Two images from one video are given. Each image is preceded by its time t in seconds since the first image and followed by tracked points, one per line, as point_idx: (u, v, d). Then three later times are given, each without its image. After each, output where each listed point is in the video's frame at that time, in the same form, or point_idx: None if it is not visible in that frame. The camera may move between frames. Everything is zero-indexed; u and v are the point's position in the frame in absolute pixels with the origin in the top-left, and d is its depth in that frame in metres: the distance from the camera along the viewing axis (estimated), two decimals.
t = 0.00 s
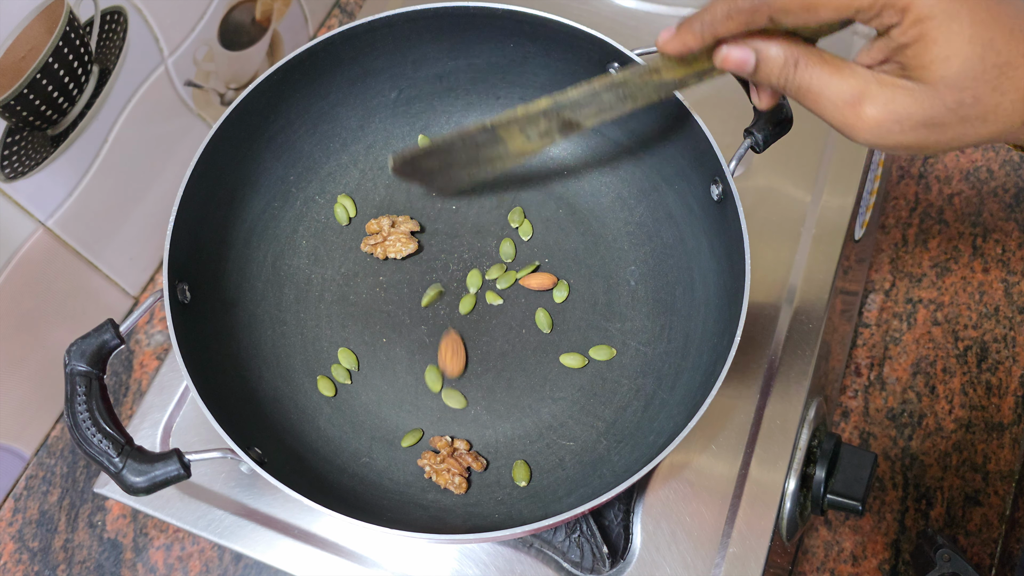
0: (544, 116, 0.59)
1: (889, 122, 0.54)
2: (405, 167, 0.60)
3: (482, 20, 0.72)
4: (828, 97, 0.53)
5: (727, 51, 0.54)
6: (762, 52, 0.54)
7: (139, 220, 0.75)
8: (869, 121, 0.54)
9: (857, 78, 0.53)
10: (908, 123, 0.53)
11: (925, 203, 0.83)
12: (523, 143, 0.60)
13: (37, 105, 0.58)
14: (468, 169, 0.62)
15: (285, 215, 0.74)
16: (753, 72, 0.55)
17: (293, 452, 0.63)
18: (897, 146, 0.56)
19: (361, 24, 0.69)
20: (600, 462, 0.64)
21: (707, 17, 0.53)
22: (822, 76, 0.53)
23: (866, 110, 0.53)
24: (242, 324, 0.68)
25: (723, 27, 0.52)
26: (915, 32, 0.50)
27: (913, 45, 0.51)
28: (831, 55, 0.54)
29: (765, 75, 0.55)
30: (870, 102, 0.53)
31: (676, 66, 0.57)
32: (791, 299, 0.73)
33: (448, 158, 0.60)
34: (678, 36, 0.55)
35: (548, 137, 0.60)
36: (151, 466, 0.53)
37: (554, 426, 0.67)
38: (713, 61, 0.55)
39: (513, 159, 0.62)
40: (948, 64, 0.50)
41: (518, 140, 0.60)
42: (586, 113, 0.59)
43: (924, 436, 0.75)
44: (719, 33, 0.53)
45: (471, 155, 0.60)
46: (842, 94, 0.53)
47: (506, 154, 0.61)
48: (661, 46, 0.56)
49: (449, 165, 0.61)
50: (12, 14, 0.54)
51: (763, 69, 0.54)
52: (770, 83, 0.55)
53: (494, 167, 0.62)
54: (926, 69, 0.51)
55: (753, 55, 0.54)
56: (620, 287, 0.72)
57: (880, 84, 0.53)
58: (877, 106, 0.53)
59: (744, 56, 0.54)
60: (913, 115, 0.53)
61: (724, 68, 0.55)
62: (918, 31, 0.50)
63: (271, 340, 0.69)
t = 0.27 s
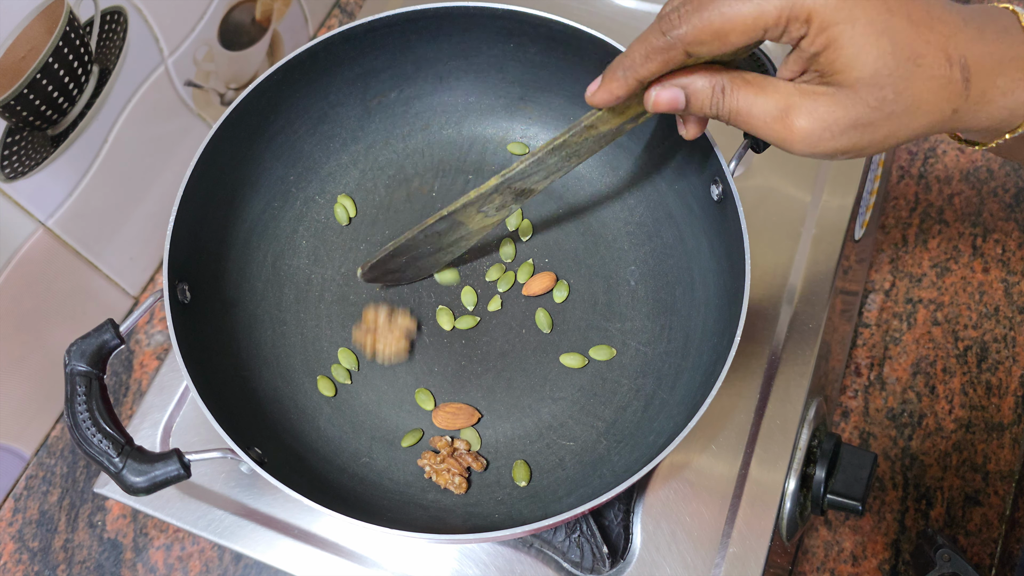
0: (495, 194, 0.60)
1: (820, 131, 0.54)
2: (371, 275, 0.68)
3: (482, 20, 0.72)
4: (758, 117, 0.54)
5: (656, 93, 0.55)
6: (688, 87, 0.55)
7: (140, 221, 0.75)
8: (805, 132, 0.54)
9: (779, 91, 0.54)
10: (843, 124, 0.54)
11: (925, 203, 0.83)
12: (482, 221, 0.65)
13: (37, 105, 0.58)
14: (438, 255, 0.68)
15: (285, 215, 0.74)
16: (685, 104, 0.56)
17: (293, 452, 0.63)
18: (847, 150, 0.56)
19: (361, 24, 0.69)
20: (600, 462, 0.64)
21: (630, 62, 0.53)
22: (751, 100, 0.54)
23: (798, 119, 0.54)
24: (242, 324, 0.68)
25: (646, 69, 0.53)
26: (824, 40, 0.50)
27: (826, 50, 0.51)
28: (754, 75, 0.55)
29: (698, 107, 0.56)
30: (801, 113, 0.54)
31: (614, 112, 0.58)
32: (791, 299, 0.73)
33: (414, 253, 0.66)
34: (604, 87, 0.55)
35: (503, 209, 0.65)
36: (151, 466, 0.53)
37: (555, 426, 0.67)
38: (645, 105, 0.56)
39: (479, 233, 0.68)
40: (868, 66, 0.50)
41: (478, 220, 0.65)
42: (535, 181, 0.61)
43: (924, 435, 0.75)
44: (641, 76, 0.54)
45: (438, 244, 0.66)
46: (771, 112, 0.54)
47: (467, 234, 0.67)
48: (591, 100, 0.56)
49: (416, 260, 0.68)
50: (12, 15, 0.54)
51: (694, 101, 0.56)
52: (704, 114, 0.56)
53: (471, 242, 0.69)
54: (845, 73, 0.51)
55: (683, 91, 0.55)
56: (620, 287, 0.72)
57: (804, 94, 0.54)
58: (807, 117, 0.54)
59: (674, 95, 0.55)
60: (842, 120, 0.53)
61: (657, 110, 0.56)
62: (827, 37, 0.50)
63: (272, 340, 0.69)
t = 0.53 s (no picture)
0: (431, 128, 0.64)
1: (720, 130, 0.58)
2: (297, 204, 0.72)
3: (482, 20, 0.72)
4: (662, 110, 0.59)
5: (571, 88, 0.61)
6: (603, 82, 0.61)
7: (139, 221, 0.75)
8: (703, 131, 0.58)
9: (683, 89, 0.59)
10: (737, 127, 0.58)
11: (925, 203, 0.83)
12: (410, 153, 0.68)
13: (37, 105, 0.58)
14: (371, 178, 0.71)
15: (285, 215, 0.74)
16: (599, 96, 0.62)
17: (293, 453, 0.63)
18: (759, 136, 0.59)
19: (362, 24, 0.69)
20: (600, 462, 0.64)
21: (534, 57, 0.55)
22: (658, 93, 0.59)
23: (697, 121, 0.58)
24: (242, 324, 0.68)
25: (549, 69, 0.56)
26: (716, 54, 0.53)
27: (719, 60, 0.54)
28: (664, 70, 0.60)
29: (610, 99, 0.62)
30: (699, 113, 0.58)
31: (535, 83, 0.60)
32: (792, 299, 0.73)
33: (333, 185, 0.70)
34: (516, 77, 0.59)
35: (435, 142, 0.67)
36: (151, 466, 0.53)
37: (555, 426, 0.67)
38: (561, 97, 0.62)
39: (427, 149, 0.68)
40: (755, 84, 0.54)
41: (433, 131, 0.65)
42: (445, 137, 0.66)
43: (924, 436, 0.75)
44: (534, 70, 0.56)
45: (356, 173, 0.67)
46: (672, 107, 0.59)
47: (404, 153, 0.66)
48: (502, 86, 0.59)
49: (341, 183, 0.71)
50: (13, 14, 0.54)
51: (608, 95, 0.62)
52: (619, 105, 0.62)
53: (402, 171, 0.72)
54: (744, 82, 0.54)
55: (598, 87, 0.61)
56: (620, 287, 0.72)
57: (705, 95, 0.58)
58: (707, 118, 0.58)
59: (586, 89, 0.61)
60: (738, 123, 0.57)
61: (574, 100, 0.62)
62: (718, 53, 0.53)
63: (272, 340, 0.69)
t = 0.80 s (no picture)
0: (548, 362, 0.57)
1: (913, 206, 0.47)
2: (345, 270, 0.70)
3: (482, 20, 0.72)
4: (854, 194, 0.46)
5: (729, 200, 0.48)
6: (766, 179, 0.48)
7: (139, 221, 0.75)
8: (910, 200, 0.46)
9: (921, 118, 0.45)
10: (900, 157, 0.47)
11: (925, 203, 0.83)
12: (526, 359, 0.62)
13: (37, 105, 0.58)
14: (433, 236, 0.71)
15: (285, 215, 0.74)
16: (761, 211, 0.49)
17: (293, 453, 0.63)
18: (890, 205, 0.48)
19: (362, 24, 0.69)
20: (600, 462, 0.64)
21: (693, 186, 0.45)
22: (842, 177, 0.46)
23: (901, 191, 0.46)
24: (242, 324, 0.68)
25: (721, 181, 0.45)
26: (919, 100, 0.44)
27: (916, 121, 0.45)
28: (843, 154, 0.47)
29: (778, 204, 0.48)
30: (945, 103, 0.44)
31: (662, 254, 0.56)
32: (791, 299, 0.73)
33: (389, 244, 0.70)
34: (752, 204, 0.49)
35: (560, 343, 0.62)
36: (151, 466, 0.53)
37: (555, 426, 0.67)
38: (717, 211, 0.49)
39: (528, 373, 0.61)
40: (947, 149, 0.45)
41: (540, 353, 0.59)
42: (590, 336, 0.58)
43: (924, 436, 0.75)
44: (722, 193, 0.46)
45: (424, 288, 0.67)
46: (866, 190, 0.46)
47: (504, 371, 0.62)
48: (650, 232, 0.50)
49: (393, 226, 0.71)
50: (13, 14, 0.54)
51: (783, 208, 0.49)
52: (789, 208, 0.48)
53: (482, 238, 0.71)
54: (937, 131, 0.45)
55: (759, 191, 0.48)
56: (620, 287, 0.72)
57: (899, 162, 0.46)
58: (910, 184, 0.46)
59: (750, 197, 0.48)
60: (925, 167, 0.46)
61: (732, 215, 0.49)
62: (921, 97, 0.44)
63: (272, 340, 0.69)
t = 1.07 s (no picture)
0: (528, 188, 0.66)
1: (894, 175, 0.49)
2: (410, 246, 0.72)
3: (482, 20, 0.71)
4: (833, 150, 0.50)
5: (725, 119, 0.53)
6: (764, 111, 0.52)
7: (139, 221, 0.75)
8: (882, 172, 0.49)
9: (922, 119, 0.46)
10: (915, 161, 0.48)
11: (925, 203, 0.83)
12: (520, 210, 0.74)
13: (37, 105, 0.58)
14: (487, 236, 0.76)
15: (285, 215, 0.74)
16: (755, 129, 0.54)
17: (293, 453, 0.63)
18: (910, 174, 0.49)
19: (361, 24, 0.69)
20: (600, 462, 0.64)
21: (696, 92, 0.48)
22: (827, 131, 0.50)
23: (876, 161, 0.49)
24: (242, 324, 0.68)
25: (717, 103, 0.48)
26: (913, 92, 0.45)
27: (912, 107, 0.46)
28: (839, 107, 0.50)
29: (768, 132, 0.53)
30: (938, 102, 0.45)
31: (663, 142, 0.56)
32: (792, 299, 0.73)
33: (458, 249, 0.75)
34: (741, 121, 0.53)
35: (541, 200, 0.74)
36: (151, 467, 0.53)
37: (555, 426, 0.67)
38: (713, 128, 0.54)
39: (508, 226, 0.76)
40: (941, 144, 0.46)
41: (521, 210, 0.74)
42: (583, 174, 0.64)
43: (924, 436, 0.75)
44: (708, 107, 0.49)
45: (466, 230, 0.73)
46: (846, 146, 0.50)
47: (500, 218, 0.74)
48: (653, 125, 0.53)
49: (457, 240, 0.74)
50: (12, 14, 0.54)
51: (767, 128, 0.53)
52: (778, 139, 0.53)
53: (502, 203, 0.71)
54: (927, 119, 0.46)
55: (755, 114, 0.52)
56: (620, 287, 0.72)
57: (885, 135, 0.49)
58: (882, 157, 0.49)
59: (744, 119, 0.53)
60: (927, 154, 0.47)
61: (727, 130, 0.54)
62: (915, 90, 0.44)
63: (271, 340, 0.69)
